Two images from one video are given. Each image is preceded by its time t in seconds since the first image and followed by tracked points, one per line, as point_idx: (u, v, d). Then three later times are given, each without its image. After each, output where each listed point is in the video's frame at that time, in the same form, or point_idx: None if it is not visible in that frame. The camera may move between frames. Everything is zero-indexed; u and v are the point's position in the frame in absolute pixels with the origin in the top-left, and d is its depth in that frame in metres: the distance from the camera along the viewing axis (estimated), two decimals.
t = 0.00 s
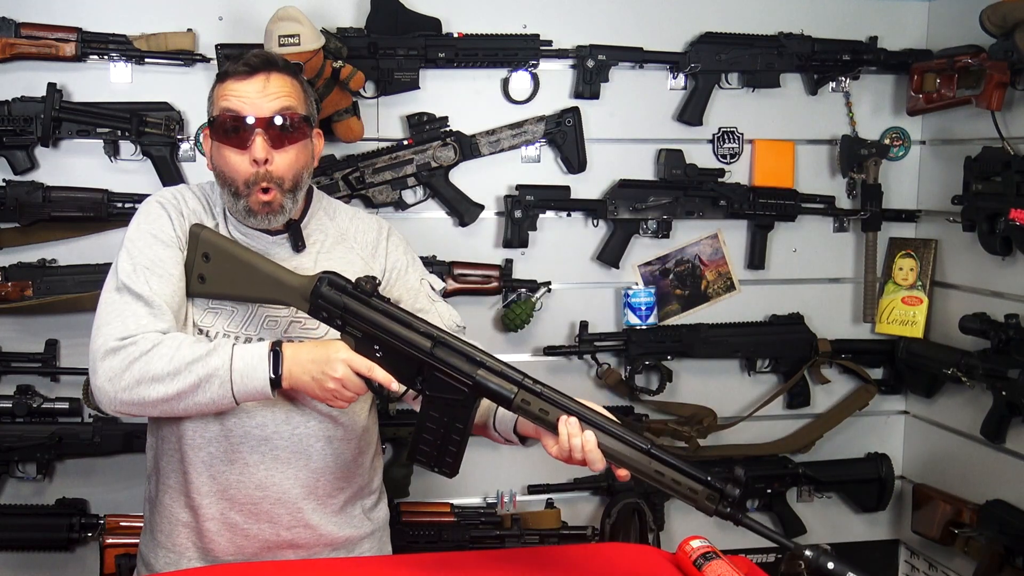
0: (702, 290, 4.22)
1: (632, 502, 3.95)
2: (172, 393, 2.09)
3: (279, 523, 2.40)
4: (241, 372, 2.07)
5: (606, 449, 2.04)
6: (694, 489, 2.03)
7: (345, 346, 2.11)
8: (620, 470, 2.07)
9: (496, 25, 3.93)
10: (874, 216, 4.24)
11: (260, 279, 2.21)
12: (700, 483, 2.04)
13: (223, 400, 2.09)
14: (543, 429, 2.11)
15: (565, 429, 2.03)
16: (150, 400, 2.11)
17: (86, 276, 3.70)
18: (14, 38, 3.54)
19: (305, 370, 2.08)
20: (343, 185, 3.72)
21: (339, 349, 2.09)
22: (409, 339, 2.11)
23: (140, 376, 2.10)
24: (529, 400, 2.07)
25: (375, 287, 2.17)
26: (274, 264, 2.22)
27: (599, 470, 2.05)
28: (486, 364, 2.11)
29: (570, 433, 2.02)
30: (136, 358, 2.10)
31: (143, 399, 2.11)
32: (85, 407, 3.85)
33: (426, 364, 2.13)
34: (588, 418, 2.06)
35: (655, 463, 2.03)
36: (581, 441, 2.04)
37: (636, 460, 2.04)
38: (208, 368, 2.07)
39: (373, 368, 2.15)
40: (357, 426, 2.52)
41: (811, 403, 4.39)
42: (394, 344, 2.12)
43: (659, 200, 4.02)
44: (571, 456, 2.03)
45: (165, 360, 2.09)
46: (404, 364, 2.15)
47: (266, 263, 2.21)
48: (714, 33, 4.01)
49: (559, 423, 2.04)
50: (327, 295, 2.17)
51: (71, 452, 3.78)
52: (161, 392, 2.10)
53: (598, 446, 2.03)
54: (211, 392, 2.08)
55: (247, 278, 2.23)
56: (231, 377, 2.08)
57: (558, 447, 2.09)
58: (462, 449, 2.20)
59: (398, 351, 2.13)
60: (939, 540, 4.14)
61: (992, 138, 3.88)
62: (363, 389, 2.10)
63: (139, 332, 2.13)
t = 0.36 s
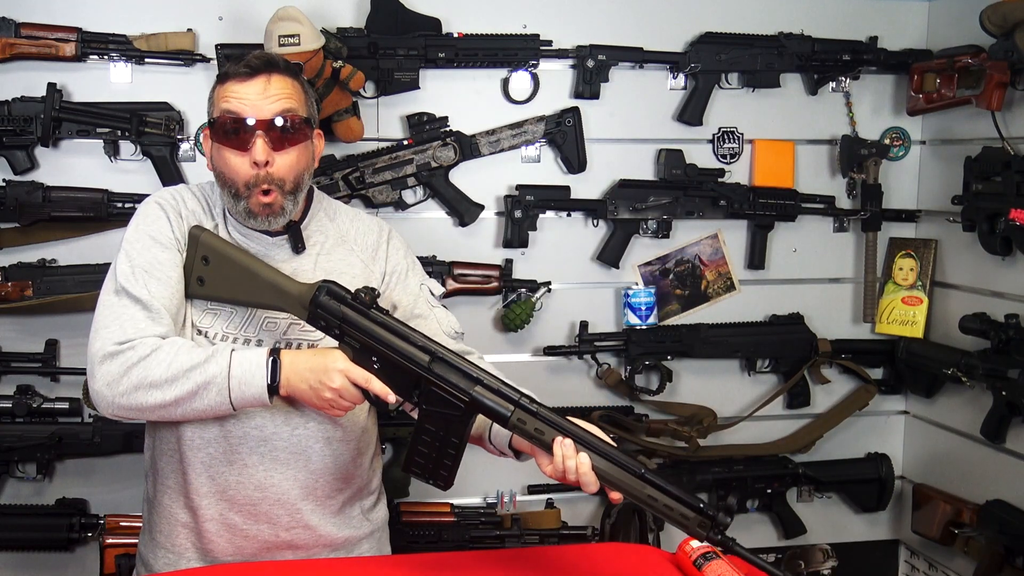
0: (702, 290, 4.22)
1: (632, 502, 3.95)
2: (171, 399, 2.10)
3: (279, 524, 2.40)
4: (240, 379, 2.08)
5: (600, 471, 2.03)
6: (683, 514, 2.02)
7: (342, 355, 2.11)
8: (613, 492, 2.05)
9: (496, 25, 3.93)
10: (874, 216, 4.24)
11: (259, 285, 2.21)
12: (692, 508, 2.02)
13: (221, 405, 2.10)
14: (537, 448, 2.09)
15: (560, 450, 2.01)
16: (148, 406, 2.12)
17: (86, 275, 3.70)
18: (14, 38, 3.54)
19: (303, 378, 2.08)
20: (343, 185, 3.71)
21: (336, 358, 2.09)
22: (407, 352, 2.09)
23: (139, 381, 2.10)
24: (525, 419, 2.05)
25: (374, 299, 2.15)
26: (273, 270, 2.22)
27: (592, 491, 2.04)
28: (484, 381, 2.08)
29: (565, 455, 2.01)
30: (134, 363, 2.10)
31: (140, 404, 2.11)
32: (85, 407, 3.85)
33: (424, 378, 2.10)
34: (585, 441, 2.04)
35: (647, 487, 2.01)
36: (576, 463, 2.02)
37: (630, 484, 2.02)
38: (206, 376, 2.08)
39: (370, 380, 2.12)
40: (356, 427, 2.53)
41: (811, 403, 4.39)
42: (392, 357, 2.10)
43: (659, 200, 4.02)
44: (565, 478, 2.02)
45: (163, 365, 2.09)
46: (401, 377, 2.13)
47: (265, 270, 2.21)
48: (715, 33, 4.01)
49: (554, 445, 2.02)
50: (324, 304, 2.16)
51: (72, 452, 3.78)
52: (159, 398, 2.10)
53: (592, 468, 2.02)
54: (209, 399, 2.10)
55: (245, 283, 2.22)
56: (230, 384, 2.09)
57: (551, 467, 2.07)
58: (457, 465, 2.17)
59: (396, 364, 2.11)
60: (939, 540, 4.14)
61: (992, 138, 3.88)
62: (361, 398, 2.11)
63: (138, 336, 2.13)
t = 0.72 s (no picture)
0: (702, 290, 4.22)
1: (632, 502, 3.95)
2: (171, 401, 2.10)
3: (279, 524, 2.40)
4: (240, 379, 2.08)
5: (603, 460, 2.05)
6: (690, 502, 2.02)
7: (342, 351, 2.11)
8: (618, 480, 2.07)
9: (495, 25, 3.93)
10: (874, 216, 4.24)
11: (257, 283, 2.20)
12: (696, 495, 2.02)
13: (222, 405, 2.10)
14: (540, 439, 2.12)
15: (563, 440, 2.03)
16: (148, 408, 2.12)
17: (86, 275, 3.70)
18: (15, 38, 3.54)
19: (303, 375, 2.08)
20: (343, 185, 3.71)
21: (336, 354, 2.09)
22: (408, 347, 2.11)
23: (139, 384, 2.10)
24: (526, 411, 2.07)
25: (372, 294, 2.16)
26: (271, 268, 2.22)
27: (597, 480, 2.06)
28: (485, 373, 2.10)
29: (568, 444, 2.03)
30: (134, 367, 2.10)
31: (141, 407, 2.12)
32: (85, 407, 3.85)
33: (425, 372, 2.12)
34: (588, 430, 2.06)
35: (652, 474, 2.02)
36: (579, 452, 2.04)
37: (635, 472, 2.03)
38: (207, 376, 2.08)
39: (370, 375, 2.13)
40: (356, 425, 2.53)
41: (811, 403, 4.39)
42: (393, 351, 2.11)
43: (659, 200, 4.02)
44: (570, 467, 2.04)
45: (163, 368, 2.09)
46: (402, 370, 2.14)
47: (264, 268, 2.20)
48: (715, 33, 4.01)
49: (557, 435, 2.04)
50: (323, 301, 2.16)
51: (72, 452, 3.78)
52: (159, 400, 2.11)
53: (596, 457, 2.04)
54: (210, 399, 2.09)
55: (243, 282, 2.21)
56: (230, 384, 2.09)
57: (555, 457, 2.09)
58: (461, 457, 2.21)
59: (397, 359, 2.12)
60: (939, 540, 4.14)
61: (992, 138, 3.88)
62: (362, 395, 2.11)
63: (136, 339, 2.13)
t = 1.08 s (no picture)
0: (702, 290, 4.22)
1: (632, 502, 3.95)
2: (171, 404, 2.10)
3: (279, 524, 2.40)
4: (240, 382, 2.08)
5: (603, 467, 2.04)
6: (688, 507, 2.03)
7: (342, 354, 2.12)
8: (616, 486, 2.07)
9: (495, 25, 3.93)
10: (874, 216, 4.24)
11: (258, 285, 2.20)
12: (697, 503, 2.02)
13: (223, 408, 2.10)
14: (539, 442, 2.11)
15: (563, 445, 2.03)
16: (149, 411, 2.12)
17: (86, 275, 3.70)
18: (15, 38, 3.54)
19: (302, 378, 2.08)
20: (343, 185, 3.71)
21: (336, 357, 2.10)
22: (408, 350, 2.10)
23: (139, 387, 2.10)
24: (527, 416, 2.06)
25: (373, 298, 2.15)
26: (271, 271, 2.21)
27: (597, 485, 2.05)
28: (485, 378, 2.10)
29: (568, 450, 2.02)
30: (134, 370, 2.10)
31: (141, 411, 2.12)
32: (85, 408, 3.85)
33: (425, 376, 2.12)
34: (589, 435, 2.05)
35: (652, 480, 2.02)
36: (579, 458, 2.03)
37: (635, 478, 2.03)
38: (207, 379, 2.08)
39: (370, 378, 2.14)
40: (356, 425, 2.53)
41: (811, 403, 4.39)
42: (393, 355, 2.12)
43: (659, 200, 4.02)
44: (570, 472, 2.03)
45: (163, 371, 2.09)
46: (403, 373, 2.14)
47: (264, 270, 2.20)
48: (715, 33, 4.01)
49: (558, 440, 2.03)
50: (323, 304, 2.16)
51: (72, 453, 3.78)
52: (159, 403, 2.11)
53: (595, 463, 2.03)
54: (211, 402, 2.09)
55: (244, 285, 2.21)
56: (230, 387, 2.08)
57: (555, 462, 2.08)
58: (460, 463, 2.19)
59: (397, 363, 2.12)
60: (939, 540, 4.14)
61: (992, 138, 3.88)
62: (362, 398, 2.11)
63: (136, 342, 2.13)
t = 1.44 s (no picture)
0: (702, 290, 4.22)
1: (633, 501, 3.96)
2: (166, 408, 2.10)
3: (278, 523, 2.40)
4: (235, 389, 2.08)
5: (588, 502, 1.98)
6: (673, 550, 1.91)
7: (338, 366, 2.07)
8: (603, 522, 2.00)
9: (495, 25, 3.93)
10: (874, 216, 4.23)
11: (257, 293, 2.19)
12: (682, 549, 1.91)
13: (216, 414, 2.11)
14: (527, 474, 2.06)
15: (549, 479, 1.97)
16: (144, 413, 2.12)
17: (86, 275, 3.70)
18: (14, 38, 3.54)
19: (296, 388, 2.07)
20: (343, 185, 3.71)
21: (332, 371, 2.05)
22: (401, 371, 2.07)
23: (135, 389, 2.10)
24: (515, 446, 2.02)
25: (371, 315, 2.12)
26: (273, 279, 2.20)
27: (582, 519, 2.01)
28: (478, 406, 2.05)
29: (554, 484, 1.97)
30: (130, 371, 2.10)
31: (136, 412, 2.12)
32: (85, 408, 3.85)
33: (418, 397, 2.09)
34: (576, 470, 1.98)
35: (636, 521, 1.92)
36: (566, 493, 1.98)
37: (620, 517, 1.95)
38: (202, 386, 2.08)
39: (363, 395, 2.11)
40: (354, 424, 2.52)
41: (811, 403, 4.38)
42: (387, 373, 2.08)
43: (659, 200, 4.02)
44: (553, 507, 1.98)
45: (159, 374, 2.10)
46: (395, 394, 2.11)
47: (264, 278, 2.19)
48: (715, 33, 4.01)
49: (543, 473, 1.98)
50: (321, 319, 2.14)
51: (72, 453, 3.78)
52: (154, 406, 2.11)
53: (579, 500, 1.97)
54: (204, 407, 2.10)
55: (243, 291, 2.21)
56: (225, 395, 2.09)
57: (540, 492, 2.03)
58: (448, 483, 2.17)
59: (390, 381, 2.09)
60: (939, 541, 4.14)
61: (992, 138, 3.88)
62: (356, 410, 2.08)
63: (133, 343, 2.13)
